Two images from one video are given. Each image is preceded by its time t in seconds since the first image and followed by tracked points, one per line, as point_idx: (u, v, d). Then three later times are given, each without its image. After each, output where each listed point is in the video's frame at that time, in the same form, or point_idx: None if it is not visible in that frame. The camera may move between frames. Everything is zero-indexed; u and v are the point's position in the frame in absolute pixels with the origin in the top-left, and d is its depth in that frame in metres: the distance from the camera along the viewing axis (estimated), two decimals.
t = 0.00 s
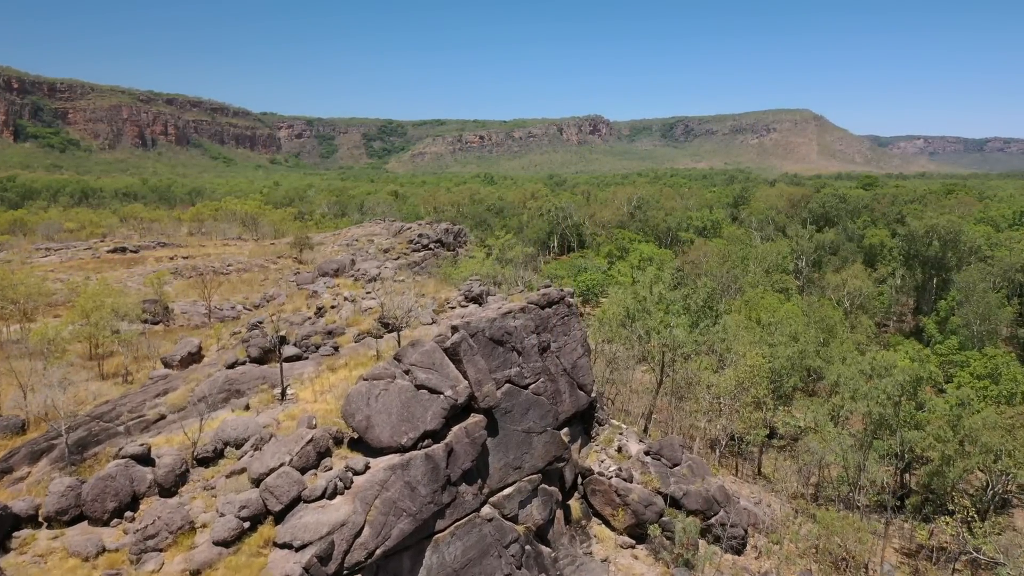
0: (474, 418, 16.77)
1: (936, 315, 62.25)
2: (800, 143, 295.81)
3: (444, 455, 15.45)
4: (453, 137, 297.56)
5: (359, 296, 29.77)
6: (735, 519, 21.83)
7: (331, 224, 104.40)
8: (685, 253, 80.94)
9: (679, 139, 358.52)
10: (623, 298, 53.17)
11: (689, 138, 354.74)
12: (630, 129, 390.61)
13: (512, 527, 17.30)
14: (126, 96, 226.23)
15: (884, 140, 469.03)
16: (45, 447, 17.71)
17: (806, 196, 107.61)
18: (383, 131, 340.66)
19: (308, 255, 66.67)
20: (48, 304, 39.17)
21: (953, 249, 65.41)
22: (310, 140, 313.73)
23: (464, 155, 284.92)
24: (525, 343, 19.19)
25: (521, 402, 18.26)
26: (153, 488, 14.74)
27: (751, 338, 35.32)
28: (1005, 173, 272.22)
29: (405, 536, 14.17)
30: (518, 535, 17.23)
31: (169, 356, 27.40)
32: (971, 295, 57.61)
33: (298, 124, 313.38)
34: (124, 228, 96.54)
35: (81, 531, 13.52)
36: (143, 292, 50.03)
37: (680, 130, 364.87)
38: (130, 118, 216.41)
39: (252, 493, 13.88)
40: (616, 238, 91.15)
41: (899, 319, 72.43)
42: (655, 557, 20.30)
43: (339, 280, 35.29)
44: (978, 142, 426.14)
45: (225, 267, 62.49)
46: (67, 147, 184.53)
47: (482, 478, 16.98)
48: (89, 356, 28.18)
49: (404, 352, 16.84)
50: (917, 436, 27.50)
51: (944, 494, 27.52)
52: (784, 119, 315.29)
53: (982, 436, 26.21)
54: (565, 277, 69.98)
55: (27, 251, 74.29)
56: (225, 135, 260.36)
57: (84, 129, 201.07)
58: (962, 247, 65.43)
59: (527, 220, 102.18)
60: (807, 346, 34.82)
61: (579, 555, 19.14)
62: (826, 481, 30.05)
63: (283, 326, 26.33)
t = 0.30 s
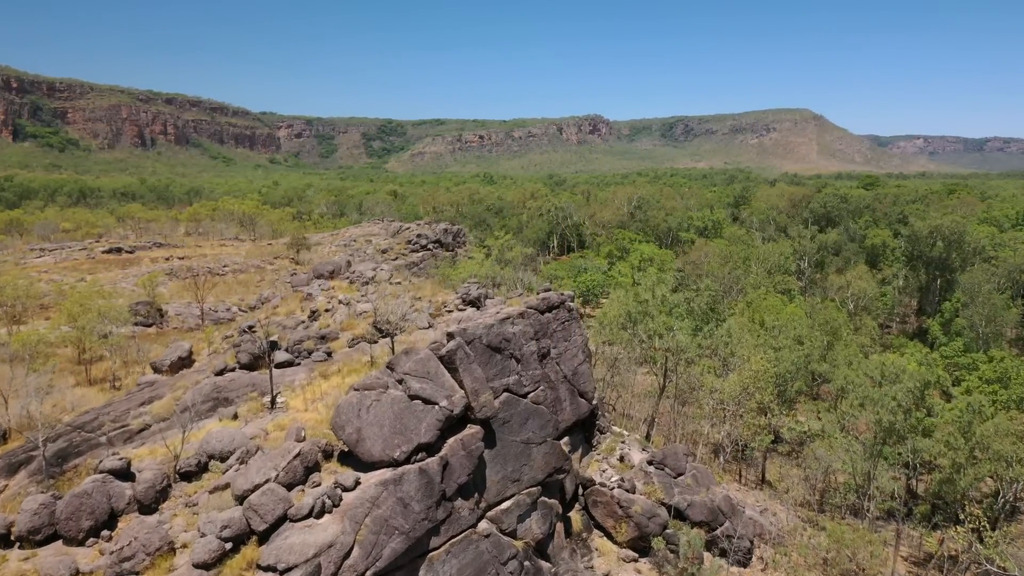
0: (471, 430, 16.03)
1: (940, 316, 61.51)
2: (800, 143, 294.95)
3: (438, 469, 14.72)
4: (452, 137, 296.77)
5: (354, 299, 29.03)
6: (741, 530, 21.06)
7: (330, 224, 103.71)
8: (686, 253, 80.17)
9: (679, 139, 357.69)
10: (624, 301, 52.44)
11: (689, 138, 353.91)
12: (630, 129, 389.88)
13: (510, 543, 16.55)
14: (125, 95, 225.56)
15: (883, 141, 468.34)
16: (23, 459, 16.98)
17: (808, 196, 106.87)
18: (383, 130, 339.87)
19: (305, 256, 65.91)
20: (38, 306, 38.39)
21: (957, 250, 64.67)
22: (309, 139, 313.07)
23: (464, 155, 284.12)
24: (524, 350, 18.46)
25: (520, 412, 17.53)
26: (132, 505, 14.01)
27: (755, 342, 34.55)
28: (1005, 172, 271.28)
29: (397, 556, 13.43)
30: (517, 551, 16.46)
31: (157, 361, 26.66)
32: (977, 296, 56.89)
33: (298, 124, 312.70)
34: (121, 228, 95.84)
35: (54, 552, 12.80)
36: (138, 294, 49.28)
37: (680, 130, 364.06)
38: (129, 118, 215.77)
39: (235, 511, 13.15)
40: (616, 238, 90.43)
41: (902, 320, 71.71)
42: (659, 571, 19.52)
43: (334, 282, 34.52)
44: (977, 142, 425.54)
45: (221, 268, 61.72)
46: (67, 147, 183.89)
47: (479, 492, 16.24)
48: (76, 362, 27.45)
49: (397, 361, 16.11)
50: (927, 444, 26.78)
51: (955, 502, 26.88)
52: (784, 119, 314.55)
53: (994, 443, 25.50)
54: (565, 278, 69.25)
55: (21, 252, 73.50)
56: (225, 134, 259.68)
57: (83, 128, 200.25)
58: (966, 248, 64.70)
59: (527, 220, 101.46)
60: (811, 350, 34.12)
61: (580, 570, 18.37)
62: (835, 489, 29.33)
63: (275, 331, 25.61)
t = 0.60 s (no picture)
0: (467, 442, 15.30)
1: (944, 318, 60.87)
2: (800, 143, 294.33)
3: (433, 484, 13.99)
4: (452, 137, 296.02)
5: (349, 302, 28.37)
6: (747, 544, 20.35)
7: (328, 225, 102.98)
8: (686, 253, 79.46)
9: (678, 139, 356.98)
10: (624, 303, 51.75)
11: (689, 138, 353.27)
12: (630, 129, 389.18)
13: (508, 560, 15.79)
14: (125, 95, 224.84)
15: (883, 141, 468.02)
16: None
17: (809, 196, 106.20)
18: (382, 130, 339.06)
19: (302, 258, 65.20)
20: (27, 308, 37.68)
21: (961, 250, 63.98)
22: (309, 139, 312.42)
23: (463, 155, 283.35)
24: (522, 358, 17.74)
25: (519, 423, 16.81)
26: (109, 523, 13.28)
27: (760, 347, 33.78)
28: (1006, 173, 270.49)
29: None
30: (515, 569, 15.71)
31: (146, 367, 25.90)
32: (982, 298, 56.21)
33: (297, 124, 312.05)
34: (118, 228, 95.07)
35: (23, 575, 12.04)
36: (131, 296, 48.53)
37: (680, 130, 363.21)
38: (128, 117, 215.04)
39: (216, 532, 12.40)
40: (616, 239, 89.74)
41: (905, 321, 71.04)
42: None
43: (329, 284, 33.78)
44: (977, 142, 425.23)
45: (217, 269, 61.01)
46: (66, 147, 183.12)
47: (476, 508, 15.50)
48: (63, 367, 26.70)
49: (390, 370, 15.37)
50: (939, 453, 26.08)
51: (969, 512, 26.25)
52: (783, 119, 313.88)
53: (1008, 452, 24.79)
54: (565, 279, 68.53)
55: (15, 253, 72.68)
56: (224, 134, 258.86)
57: (83, 128, 199.46)
58: (970, 249, 64.02)
59: (526, 220, 100.77)
60: (816, 354, 33.43)
61: None
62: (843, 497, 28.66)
63: (268, 336, 24.94)
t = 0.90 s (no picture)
0: (463, 456, 14.54)
1: (949, 320, 60.14)
2: (800, 143, 293.60)
3: (426, 502, 13.26)
4: (451, 136, 295.17)
5: (344, 305, 27.65)
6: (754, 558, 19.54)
7: (327, 225, 102.18)
8: (687, 254, 78.74)
9: (678, 138, 356.23)
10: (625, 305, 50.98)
11: (689, 138, 352.58)
12: (629, 129, 388.47)
13: None
14: (124, 95, 223.95)
15: (882, 141, 467.41)
16: None
17: (810, 196, 105.41)
18: (382, 130, 338.15)
19: (299, 259, 64.44)
20: (16, 311, 36.91)
21: (966, 252, 63.23)
22: (308, 139, 311.78)
23: (463, 155, 282.50)
24: (521, 367, 16.98)
25: (517, 435, 16.08)
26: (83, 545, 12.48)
27: (765, 352, 33.00)
28: (1006, 172, 269.75)
29: None
30: None
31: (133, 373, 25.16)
32: (988, 299, 55.46)
33: (297, 124, 311.42)
34: (115, 227, 94.26)
35: None
36: (124, 297, 47.73)
37: (680, 129, 362.47)
38: (127, 117, 214.05)
39: (195, 555, 11.65)
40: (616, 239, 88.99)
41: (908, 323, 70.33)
42: None
43: (324, 286, 33.03)
44: (977, 142, 424.82)
45: (213, 270, 60.27)
46: (65, 146, 182.24)
47: (472, 525, 14.76)
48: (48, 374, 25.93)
49: (381, 381, 14.59)
50: (951, 463, 25.25)
51: (981, 522, 25.56)
52: (783, 119, 313.16)
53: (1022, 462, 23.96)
54: (565, 280, 67.76)
55: (9, 254, 71.89)
56: (224, 134, 257.98)
57: (82, 128, 198.62)
58: (975, 250, 63.28)
59: (526, 220, 100.01)
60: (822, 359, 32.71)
61: None
62: (850, 506, 27.94)
63: (259, 341, 24.23)
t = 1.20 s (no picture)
0: (459, 472, 13.80)
1: (954, 322, 59.35)
2: (800, 143, 292.83)
3: (419, 522, 12.52)
4: (451, 136, 294.35)
5: (338, 308, 26.88)
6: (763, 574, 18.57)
7: (325, 225, 101.43)
8: (688, 255, 78.01)
9: (678, 138, 355.55)
10: (626, 307, 50.26)
11: (689, 138, 351.87)
12: (630, 129, 387.70)
13: None
14: (124, 94, 223.11)
15: (882, 140, 466.72)
16: None
17: (812, 196, 104.54)
18: (382, 130, 337.31)
19: (295, 260, 63.67)
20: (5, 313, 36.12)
21: (971, 252, 62.38)
22: (307, 139, 311.12)
23: (463, 154, 281.65)
24: (520, 376, 16.22)
25: (515, 448, 15.34)
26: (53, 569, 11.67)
27: (770, 357, 32.19)
28: (1006, 173, 269.03)
29: None
30: None
31: (120, 379, 24.42)
32: (994, 301, 54.63)
33: (296, 124, 310.91)
34: (111, 228, 93.55)
35: None
36: (118, 299, 47.02)
37: (680, 129, 361.73)
38: (127, 117, 213.06)
39: None
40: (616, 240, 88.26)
41: (912, 325, 69.55)
42: None
43: (319, 288, 32.27)
44: (977, 142, 424.19)
45: (209, 271, 59.52)
46: (64, 146, 181.40)
47: (468, 544, 14.02)
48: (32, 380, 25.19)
49: (372, 394, 13.83)
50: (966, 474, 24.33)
51: (994, 532, 24.71)
52: (783, 119, 312.44)
53: None
54: (565, 281, 67.00)
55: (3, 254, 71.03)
56: (223, 134, 257.09)
57: (81, 127, 197.69)
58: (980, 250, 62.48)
59: (526, 220, 99.24)
60: (829, 364, 31.93)
61: None
62: (858, 515, 27.18)
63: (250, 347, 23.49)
